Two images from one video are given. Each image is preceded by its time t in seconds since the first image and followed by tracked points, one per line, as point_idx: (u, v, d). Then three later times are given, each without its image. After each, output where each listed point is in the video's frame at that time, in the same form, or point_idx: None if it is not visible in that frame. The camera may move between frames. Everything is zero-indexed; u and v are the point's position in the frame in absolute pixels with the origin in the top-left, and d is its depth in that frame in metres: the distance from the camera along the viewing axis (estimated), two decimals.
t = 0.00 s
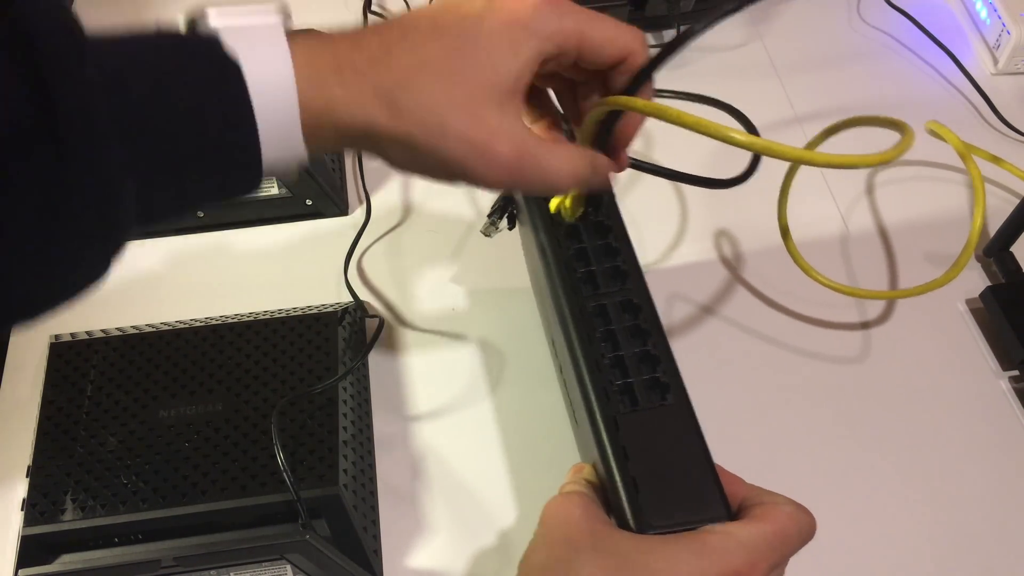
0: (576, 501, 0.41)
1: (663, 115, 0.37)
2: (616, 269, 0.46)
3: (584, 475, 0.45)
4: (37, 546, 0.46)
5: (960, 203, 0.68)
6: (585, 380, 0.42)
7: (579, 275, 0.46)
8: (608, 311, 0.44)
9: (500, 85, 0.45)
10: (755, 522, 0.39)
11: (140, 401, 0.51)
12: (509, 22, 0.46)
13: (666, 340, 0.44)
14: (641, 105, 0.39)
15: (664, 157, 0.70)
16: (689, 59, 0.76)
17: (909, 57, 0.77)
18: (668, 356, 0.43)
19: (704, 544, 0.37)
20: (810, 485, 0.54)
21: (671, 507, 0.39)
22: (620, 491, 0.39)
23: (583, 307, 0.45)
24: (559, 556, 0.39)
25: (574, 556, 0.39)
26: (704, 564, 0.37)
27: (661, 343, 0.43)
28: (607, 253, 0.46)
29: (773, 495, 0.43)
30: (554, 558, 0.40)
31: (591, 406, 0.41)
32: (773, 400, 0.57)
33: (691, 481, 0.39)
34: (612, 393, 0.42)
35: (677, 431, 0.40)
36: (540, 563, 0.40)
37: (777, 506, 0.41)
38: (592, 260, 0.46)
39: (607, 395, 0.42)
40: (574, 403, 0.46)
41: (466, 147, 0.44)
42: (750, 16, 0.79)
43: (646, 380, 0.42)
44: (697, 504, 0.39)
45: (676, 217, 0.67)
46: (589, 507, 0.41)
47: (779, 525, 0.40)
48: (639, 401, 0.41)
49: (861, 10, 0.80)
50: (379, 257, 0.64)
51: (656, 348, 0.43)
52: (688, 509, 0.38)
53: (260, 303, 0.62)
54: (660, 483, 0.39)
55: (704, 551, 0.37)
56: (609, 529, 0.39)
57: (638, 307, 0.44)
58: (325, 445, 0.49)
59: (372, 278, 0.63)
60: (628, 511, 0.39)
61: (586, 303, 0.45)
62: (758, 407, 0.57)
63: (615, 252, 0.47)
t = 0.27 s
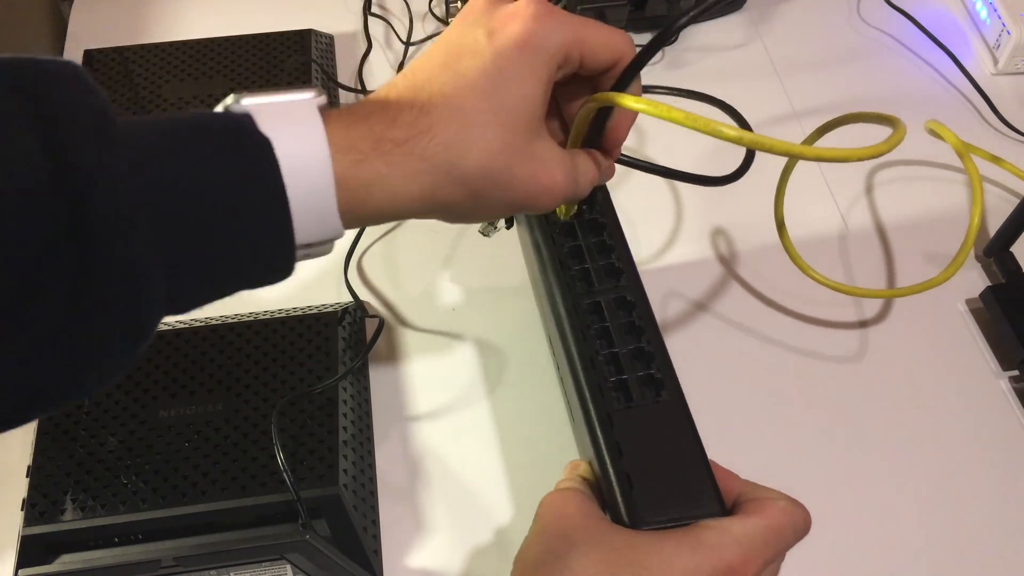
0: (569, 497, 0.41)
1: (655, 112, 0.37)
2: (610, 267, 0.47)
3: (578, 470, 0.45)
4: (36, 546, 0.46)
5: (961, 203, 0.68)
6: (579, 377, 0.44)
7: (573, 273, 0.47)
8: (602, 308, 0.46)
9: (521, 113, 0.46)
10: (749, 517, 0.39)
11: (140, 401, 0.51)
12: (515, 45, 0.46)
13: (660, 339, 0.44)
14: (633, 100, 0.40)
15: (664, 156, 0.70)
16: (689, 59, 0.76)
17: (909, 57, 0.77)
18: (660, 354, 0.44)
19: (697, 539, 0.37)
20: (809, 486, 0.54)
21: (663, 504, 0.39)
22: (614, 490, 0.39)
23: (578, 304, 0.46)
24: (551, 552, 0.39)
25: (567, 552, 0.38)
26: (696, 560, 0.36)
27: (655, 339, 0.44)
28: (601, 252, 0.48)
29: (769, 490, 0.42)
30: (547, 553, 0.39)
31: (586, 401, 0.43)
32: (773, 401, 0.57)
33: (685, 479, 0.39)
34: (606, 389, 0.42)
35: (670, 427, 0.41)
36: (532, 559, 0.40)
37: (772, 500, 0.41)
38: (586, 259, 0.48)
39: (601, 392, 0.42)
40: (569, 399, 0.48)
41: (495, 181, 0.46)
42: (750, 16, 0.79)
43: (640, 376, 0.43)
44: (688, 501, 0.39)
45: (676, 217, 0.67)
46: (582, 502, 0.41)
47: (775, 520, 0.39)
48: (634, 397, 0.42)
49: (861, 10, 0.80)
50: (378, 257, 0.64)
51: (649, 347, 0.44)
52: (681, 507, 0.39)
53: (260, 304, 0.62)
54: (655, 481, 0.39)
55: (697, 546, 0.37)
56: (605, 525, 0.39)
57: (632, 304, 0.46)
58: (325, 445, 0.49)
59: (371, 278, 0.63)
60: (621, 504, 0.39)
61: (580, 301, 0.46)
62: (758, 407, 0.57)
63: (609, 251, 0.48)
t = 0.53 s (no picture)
0: (576, 489, 0.41)
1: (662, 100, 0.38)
2: (615, 262, 0.47)
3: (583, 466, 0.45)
4: (36, 546, 0.46)
5: (961, 203, 0.68)
6: (585, 371, 0.43)
7: (578, 268, 0.47)
8: (607, 303, 0.45)
9: (538, 104, 0.46)
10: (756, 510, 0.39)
11: (140, 401, 0.51)
12: (531, 35, 0.47)
13: (665, 332, 0.44)
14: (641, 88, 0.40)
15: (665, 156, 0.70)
16: (689, 59, 0.76)
17: (909, 57, 0.77)
18: (665, 348, 0.43)
19: (705, 533, 0.37)
20: (810, 486, 0.54)
21: (670, 499, 0.38)
22: (620, 483, 0.39)
23: (583, 299, 0.45)
24: (559, 544, 0.39)
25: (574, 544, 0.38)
26: (704, 554, 0.36)
27: (660, 334, 0.44)
28: (606, 247, 0.48)
29: (774, 483, 0.42)
30: (554, 545, 0.39)
31: (591, 396, 0.42)
32: (773, 400, 0.57)
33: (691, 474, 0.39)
34: (610, 382, 0.42)
35: (676, 421, 0.41)
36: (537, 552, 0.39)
37: (777, 494, 0.41)
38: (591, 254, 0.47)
39: (606, 385, 0.42)
40: (574, 395, 0.47)
41: (512, 172, 0.46)
42: (750, 16, 0.80)
43: (645, 370, 0.43)
44: (695, 497, 0.39)
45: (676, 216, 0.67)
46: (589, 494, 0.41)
47: (781, 513, 0.39)
48: (640, 391, 0.42)
49: (861, 10, 0.80)
50: (379, 257, 0.64)
51: (652, 341, 0.44)
52: (687, 501, 0.38)
53: (260, 304, 0.62)
54: (661, 476, 0.39)
55: (705, 540, 0.37)
56: (611, 519, 0.39)
57: (637, 299, 0.45)
58: (325, 445, 0.49)
59: (371, 278, 0.63)
60: (626, 496, 0.39)
61: (585, 295, 0.46)
62: (758, 407, 0.57)
63: (614, 246, 0.48)
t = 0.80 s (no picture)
0: (581, 490, 0.41)
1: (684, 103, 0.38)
2: (620, 260, 0.46)
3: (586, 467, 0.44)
4: (36, 546, 0.46)
5: (961, 203, 0.68)
6: (589, 368, 0.43)
7: (583, 266, 0.46)
8: (612, 301, 0.45)
9: (551, 110, 0.46)
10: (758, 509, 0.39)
11: (140, 401, 0.51)
12: (548, 40, 0.47)
13: (670, 331, 0.44)
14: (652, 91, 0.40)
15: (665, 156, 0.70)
16: (688, 60, 0.77)
17: (909, 58, 0.77)
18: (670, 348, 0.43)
19: (708, 531, 0.37)
20: (810, 486, 0.54)
21: (676, 494, 0.38)
22: (625, 481, 0.39)
23: (588, 297, 0.45)
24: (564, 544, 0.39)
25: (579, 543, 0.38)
26: (710, 553, 0.36)
27: (664, 332, 0.43)
28: (611, 245, 0.47)
29: (777, 482, 0.42)
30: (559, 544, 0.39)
31: (595, 394, 0.42)
32: (774, 401, 0.57)
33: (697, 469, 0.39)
34: (615, 380, 0.42)
35: (680, 419, 0.40)
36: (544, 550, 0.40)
37: (780, 492, 0.41)
38: (596, 252, 0.47)
39: (611, 382, 0.42)
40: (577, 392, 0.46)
41: (524, 178, 0.46)
42: (750, 16, 0.80)
43: (649, 368, 0.42)
44: (702, 492, 0.38)
45: (676, 217, 0.67)
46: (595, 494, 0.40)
47: (785, 511, 0.39)
48: (644, 388, 0.41)
49: (861, 10, 0.80)
50: (378, 256, 0.64)
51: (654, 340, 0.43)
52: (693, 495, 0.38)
53: (260, 304, 0.62)
54: (667, 472, 0.39)
55: (710, 539, 0.37)
56: (617, 515, 0.38)
57: (642, 298, 0.45)
58: (325, 445, 0.49)
59: (372, 278, 0.63)
60: (630, 490, 0.39)
61: (590, 293, 0.45)
62: (759, 408, 0.57)
63: (619, 245, 0.47)
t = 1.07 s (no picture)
0: (588, 497, 0.40)
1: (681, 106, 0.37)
2: (629, 265, 0.45)
3: (593, 472, 0.44)
4: (36, 546, 0.46)
5: (961, 203, 0.68)
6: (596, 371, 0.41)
7: (593, 270, 0.45)
8: (622, 306, 0.43)
9: (568, 70, 0.44)
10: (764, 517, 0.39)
11: (140, 401, 0.51)
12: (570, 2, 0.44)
13: (679, 338, 0.42)
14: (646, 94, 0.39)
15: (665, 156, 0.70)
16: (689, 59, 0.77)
17: (909, 58, 0.77)
18: (680, 356, 0.42)
19: (716, 540, 0.36)
20: (810, 486, 0.54)
21: (683, 500, 0.37)
22: (632, 484, 0.38)
23: (597, 301, 0.44)
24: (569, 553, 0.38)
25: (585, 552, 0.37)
26: (717, 561, 0.36)
27: (674, 339, 0.42)
28: (620, 250, 0.46)
29: (783, 489, 0.42)
30: (564, 553, 0.38)
31: (603, 399, 0.40)
32: (774, 401, 0.57)
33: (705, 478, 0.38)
34: (624, 386, 0.41)
35: (690, 426, 0.39)
36: (549, 557, 0.39)
37: (785, 500, 0.41)
38: (606, 255, 0.45)
39: (620, 388, 0.41)
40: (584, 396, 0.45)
41: (536, 127, 0.43)
42: (750, 16, 0.80)
43: (658, 375, 0.41)
44: (710, 499, 0.37)
45: (677, 217, 0.67)
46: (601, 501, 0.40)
47: (790, 521, 0.39)
48: (654, 395, 0.40)
49: (861, 10, 0.80)
50: (379, 257, 0.64)
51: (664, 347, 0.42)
52: (699, 501, 0.37)
53: (259, 303, 0.62)
54: (674, 478, 0.38)
55: (717, 547, 0.36)
56: (625, 524, 0.38)
57: (652, 303, 0.43)
58: (325, 445, 0.49)
59: (372, 279, 0.63)
60: (639, 502, 0.38)
61: (599, 297, 0.44)
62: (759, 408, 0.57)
63: (629, 249, 0.46)
